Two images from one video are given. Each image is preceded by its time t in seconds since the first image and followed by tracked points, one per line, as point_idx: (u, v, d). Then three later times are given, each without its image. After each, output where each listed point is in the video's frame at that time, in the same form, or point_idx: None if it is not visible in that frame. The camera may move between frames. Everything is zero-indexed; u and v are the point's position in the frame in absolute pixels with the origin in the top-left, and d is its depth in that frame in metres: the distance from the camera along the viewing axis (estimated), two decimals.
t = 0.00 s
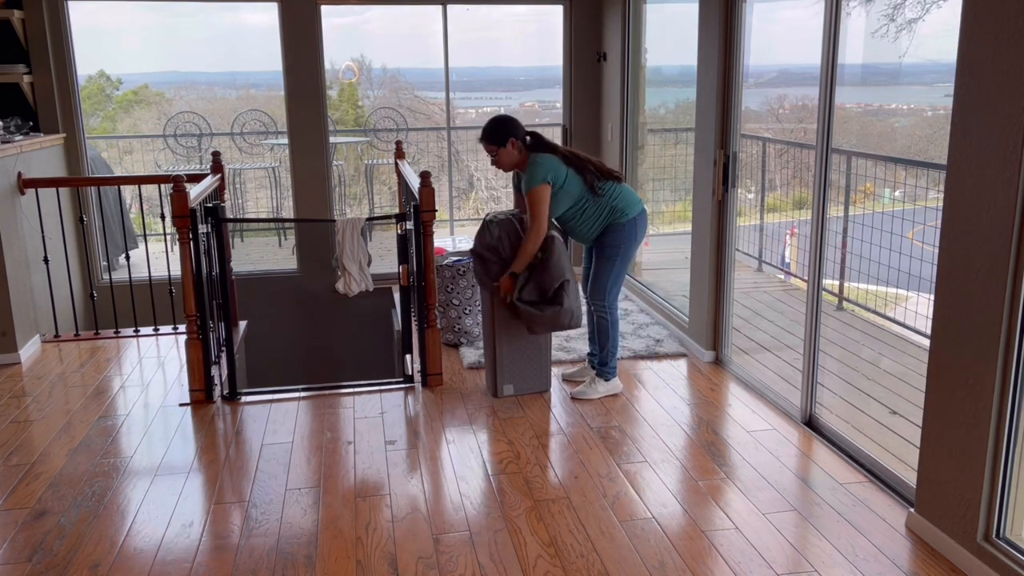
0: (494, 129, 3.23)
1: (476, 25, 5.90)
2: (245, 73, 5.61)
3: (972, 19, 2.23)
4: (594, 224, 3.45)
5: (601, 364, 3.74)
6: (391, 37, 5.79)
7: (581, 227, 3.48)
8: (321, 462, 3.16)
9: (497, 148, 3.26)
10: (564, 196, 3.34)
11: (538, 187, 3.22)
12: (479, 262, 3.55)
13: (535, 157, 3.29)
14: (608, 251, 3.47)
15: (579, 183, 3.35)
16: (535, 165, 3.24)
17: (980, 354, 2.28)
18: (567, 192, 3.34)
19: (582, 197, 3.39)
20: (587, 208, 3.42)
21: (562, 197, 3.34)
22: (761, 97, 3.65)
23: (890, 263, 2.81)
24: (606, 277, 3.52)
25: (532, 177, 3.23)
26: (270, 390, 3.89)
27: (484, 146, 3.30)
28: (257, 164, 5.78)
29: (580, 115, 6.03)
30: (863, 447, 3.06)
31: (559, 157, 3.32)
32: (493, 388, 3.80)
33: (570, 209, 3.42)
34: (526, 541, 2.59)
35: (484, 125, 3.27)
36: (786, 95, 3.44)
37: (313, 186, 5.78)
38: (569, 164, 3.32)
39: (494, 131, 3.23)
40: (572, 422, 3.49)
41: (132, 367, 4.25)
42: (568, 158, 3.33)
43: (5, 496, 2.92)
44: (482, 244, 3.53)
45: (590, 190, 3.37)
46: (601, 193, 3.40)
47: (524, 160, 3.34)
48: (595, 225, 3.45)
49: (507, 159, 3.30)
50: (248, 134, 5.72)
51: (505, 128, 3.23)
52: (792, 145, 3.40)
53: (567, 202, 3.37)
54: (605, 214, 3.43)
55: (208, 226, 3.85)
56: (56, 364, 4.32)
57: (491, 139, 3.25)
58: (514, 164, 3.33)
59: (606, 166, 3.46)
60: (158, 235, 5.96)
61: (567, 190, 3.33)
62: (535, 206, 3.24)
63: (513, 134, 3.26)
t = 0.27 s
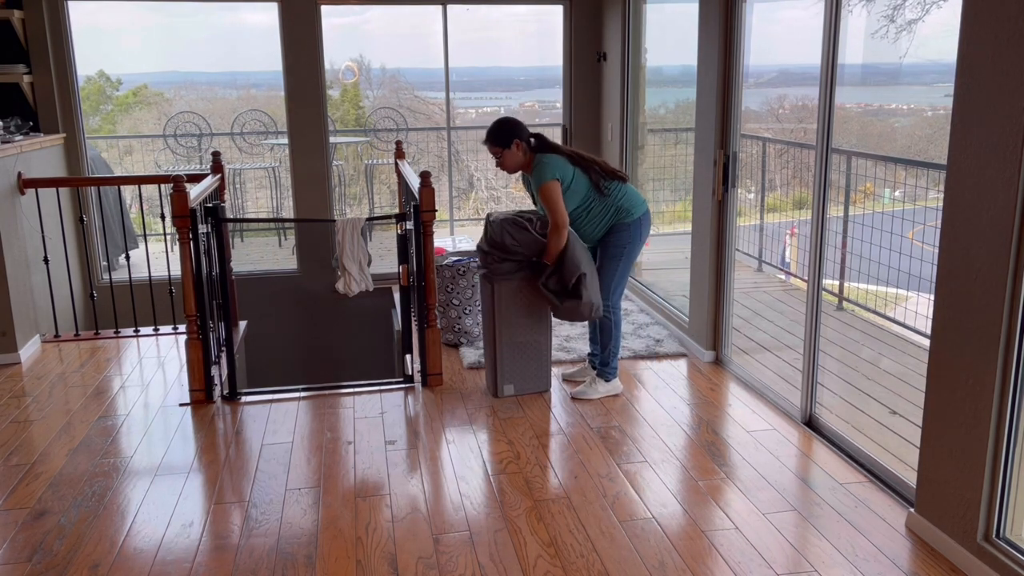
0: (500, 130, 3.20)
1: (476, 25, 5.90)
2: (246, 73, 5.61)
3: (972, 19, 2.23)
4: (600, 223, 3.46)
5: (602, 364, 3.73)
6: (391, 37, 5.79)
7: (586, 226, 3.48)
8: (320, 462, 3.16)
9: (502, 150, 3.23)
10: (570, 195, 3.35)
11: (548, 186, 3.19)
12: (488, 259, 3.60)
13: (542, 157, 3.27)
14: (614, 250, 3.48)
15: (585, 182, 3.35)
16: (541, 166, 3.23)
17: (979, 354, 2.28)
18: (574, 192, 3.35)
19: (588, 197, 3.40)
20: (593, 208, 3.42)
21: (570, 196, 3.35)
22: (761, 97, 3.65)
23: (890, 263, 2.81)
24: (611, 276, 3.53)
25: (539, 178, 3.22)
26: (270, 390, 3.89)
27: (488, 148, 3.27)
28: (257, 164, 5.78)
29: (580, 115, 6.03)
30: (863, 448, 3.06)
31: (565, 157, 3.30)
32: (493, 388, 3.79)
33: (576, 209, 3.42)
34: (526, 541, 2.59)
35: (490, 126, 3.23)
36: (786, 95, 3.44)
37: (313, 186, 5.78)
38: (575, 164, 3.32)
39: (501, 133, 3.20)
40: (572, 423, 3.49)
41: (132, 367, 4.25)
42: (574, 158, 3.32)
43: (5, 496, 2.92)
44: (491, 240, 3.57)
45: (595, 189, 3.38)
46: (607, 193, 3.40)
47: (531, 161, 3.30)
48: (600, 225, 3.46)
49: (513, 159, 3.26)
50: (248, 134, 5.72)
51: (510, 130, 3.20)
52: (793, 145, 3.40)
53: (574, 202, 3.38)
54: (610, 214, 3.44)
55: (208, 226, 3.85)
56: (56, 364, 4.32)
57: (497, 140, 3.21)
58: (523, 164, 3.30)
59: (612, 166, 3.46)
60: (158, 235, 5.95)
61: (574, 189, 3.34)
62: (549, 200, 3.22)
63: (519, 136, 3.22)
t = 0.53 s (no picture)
0: (514, 121, 3.20)
1: (476, 25, 5.90)
2: (246, 73, 5.61)
3: (972, 19, 2.24)
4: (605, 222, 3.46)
5: (603, 363, 3.74)
6: (391, 37, 5.79)
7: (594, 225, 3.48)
8: (320, 462, 3.16)
9: (516, 142, 3.22)
10: (579, 193, 3.32)
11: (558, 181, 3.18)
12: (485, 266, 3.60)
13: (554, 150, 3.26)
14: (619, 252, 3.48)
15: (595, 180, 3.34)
16: (553, 157, 3.21)
17: (979, 354, 2.28)
18: (582, 189, 3.32)
19: (594, 197, 3.40)
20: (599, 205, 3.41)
21: (579, 193, 3.30)
22: (761, 97, 3.65)
23: (889, 263, 2.82)
24: (614, 277, 3.53)
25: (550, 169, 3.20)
26: (270, 390, 3.89)
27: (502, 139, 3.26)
28: (257, 164, 5.78)
29: (580, 115, 6.03)
30: (863, 448, 3.06)
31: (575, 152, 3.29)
32: (493, 388, 3.79)
33: (584, 207, 3.43)
34: (526, 541, 2.59)
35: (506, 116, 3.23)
36: (786, 95, 3.44)
37: (313, 187, 5.78)
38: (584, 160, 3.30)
39: (516, 121, 3.20)
40: (572, 423, 3.49)
41: (132, 367, 4.25)
42: (585, 155, 3.32)
43: (5, 496, 2.92)
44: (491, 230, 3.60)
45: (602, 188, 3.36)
46: (612, 192, 3.40)
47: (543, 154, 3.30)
48: (606, 224, 3.46)
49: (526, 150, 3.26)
50: (248, 134, 5.72)
51: (524, 121, 3.20)
52: (793, 145, 3.40)
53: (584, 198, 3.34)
54: (617, 214, 3.44)
55: (208, 226, 3.85)
56: (56, 364, 4.32)
57: (511, 130, 3.21)
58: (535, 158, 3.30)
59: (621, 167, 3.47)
60: (158, 235, 5.95)
61: (584, 185, 3.31)
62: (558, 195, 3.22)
63: (532, 126, 3.22)
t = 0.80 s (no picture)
0: (542, 89, 3.30)
1: (476, 25, 5.90)
2: (246, 73, 5.61)
3: (972, 19, 2.23)
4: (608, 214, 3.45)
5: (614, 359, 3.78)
6: (391, 37, 5.79)
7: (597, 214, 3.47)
8: (320, 462, 3.16)
9: (541, 108, 3.31)
10: (597, 169, 3.37)
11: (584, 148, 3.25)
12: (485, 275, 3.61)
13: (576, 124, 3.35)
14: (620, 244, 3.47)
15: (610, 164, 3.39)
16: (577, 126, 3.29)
17: (979, 354, 2.28)
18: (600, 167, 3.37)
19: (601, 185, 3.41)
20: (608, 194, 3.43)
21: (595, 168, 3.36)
22: (761, 97, 3.65)
23: (889, 263, 2.81)
24: (611, 273, 3.53)
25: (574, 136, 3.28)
26: (270, 390, 3.89)
27: (526, 106, 3.34)
28: (257, 164, 5.78)
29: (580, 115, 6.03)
30: (863, 448, 3.06)
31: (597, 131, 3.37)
32: (493, 388, 3.79)
33: (592, 190, 3.42)
34: (526, 541, 2.59)
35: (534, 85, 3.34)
36: (786, 95, 3.44)
37: (313, 186, 5.78)
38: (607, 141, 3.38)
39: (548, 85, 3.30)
40: (572, 422, 3.49)
41: (132, 367, 4.25)
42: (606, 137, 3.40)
43: (5, 496, 2.92)
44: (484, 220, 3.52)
45: (614, 173, 3.41)
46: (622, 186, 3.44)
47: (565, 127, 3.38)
48: (609, 217, 3.46)
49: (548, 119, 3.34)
50: (248, 134, 5.72)
51: (551, 90, 3.30)
52: (792, 145, 3.40)
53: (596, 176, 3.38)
54: (620, 208, 3.45)
55: (208, 226, 3.85)
56: (56, 364, 4.32)
57: (538, 97, 3.30)
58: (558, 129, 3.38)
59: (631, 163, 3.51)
60: (158, 235, 5.95)
61: (601, 163, 3.36)
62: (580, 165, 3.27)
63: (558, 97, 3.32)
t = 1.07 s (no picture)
0: (560, 130, 3.38)
1: (476, 25, 5.90)
2: (246, 73, 5.61)
3: (972, 19, 2.23)
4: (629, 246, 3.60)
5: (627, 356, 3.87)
6: (391, 37, 5.79)
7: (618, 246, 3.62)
8: (321, 462, 3.16)
9: (559, 148, 3.39)
10: (612, 208, 3.49)
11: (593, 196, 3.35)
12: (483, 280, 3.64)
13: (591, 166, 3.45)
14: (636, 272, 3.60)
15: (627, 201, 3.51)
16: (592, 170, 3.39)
17: (979, 355, 2.28)
18: (615, 207, 3.50)
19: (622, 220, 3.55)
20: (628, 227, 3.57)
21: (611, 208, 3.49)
22: (761, 97, 3.65)
23: (890, 263, 2.82)
24: (624, 292, 3.63)
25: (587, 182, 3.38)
26: (270, 390, 3.89)
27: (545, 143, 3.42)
28: (257, 164, 5.78)
29: (580, 115, 6.03)
30: (863, 448, 3.06)
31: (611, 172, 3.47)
32: (493, 388, 3.79)
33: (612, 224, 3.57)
34: (526, 541, 2.59)
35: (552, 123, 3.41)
36: (786, 95, 3.44)
37: (313, 187, 5.78)
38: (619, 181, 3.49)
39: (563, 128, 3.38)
40: (572, 423, 3.49)
41: (132, 367, 4.25)
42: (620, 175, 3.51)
43: (5, 496, 2.92)
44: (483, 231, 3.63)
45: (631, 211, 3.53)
46: (643, 216, 3.57)
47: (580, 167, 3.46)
48: (632, 247, 3.60)
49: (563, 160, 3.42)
50: (248, 134, 5.72)
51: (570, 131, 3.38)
52: (792, 145, 3.41)
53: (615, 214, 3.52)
54: (642, 239, 3.59)
55: (208, 226, 3.85)
56: (56, 364, 4.32)
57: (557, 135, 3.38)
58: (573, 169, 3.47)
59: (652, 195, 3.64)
60: (158, 235, 5.95)
61: (617, 202, 3.49)
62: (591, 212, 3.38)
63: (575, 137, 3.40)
